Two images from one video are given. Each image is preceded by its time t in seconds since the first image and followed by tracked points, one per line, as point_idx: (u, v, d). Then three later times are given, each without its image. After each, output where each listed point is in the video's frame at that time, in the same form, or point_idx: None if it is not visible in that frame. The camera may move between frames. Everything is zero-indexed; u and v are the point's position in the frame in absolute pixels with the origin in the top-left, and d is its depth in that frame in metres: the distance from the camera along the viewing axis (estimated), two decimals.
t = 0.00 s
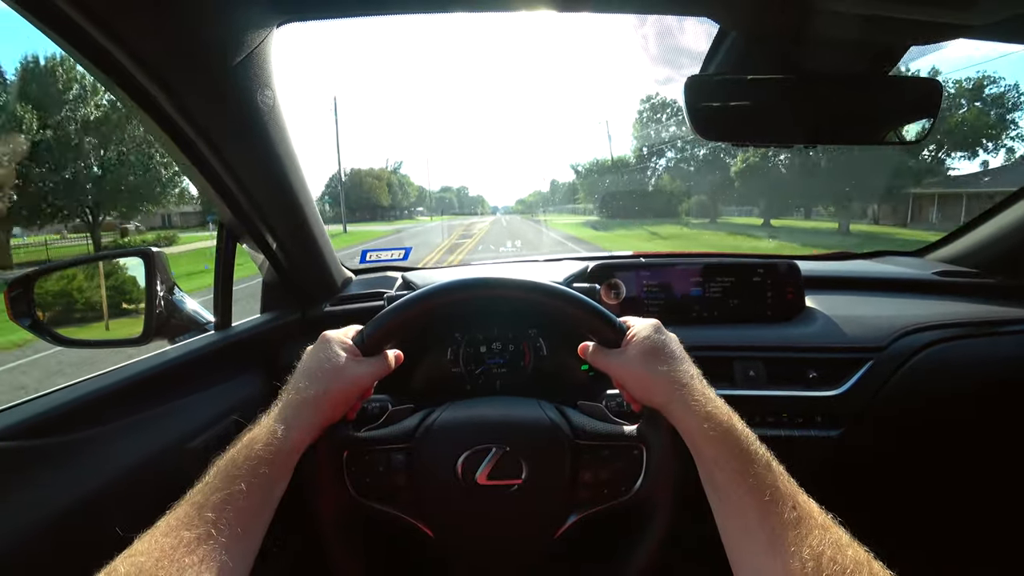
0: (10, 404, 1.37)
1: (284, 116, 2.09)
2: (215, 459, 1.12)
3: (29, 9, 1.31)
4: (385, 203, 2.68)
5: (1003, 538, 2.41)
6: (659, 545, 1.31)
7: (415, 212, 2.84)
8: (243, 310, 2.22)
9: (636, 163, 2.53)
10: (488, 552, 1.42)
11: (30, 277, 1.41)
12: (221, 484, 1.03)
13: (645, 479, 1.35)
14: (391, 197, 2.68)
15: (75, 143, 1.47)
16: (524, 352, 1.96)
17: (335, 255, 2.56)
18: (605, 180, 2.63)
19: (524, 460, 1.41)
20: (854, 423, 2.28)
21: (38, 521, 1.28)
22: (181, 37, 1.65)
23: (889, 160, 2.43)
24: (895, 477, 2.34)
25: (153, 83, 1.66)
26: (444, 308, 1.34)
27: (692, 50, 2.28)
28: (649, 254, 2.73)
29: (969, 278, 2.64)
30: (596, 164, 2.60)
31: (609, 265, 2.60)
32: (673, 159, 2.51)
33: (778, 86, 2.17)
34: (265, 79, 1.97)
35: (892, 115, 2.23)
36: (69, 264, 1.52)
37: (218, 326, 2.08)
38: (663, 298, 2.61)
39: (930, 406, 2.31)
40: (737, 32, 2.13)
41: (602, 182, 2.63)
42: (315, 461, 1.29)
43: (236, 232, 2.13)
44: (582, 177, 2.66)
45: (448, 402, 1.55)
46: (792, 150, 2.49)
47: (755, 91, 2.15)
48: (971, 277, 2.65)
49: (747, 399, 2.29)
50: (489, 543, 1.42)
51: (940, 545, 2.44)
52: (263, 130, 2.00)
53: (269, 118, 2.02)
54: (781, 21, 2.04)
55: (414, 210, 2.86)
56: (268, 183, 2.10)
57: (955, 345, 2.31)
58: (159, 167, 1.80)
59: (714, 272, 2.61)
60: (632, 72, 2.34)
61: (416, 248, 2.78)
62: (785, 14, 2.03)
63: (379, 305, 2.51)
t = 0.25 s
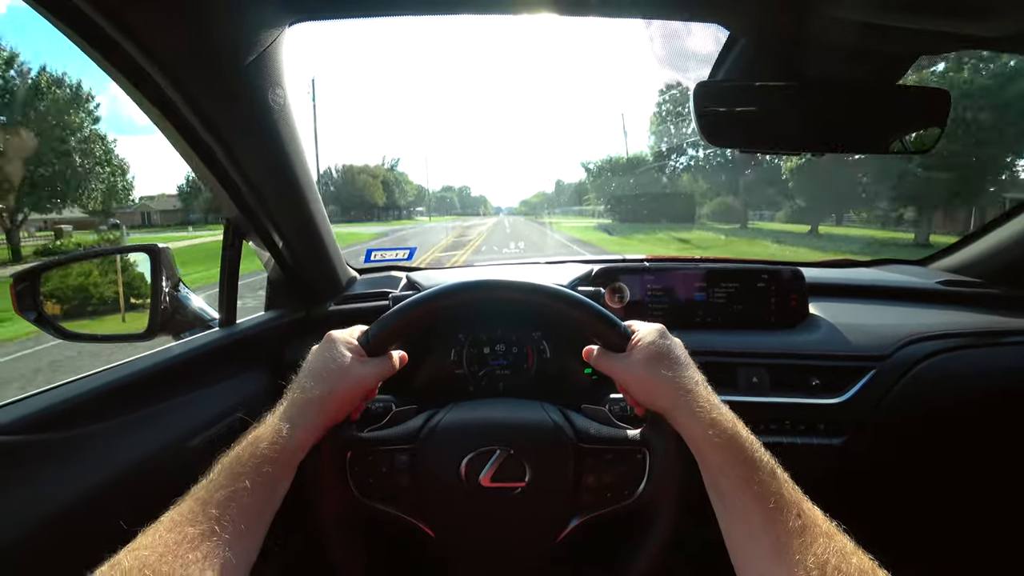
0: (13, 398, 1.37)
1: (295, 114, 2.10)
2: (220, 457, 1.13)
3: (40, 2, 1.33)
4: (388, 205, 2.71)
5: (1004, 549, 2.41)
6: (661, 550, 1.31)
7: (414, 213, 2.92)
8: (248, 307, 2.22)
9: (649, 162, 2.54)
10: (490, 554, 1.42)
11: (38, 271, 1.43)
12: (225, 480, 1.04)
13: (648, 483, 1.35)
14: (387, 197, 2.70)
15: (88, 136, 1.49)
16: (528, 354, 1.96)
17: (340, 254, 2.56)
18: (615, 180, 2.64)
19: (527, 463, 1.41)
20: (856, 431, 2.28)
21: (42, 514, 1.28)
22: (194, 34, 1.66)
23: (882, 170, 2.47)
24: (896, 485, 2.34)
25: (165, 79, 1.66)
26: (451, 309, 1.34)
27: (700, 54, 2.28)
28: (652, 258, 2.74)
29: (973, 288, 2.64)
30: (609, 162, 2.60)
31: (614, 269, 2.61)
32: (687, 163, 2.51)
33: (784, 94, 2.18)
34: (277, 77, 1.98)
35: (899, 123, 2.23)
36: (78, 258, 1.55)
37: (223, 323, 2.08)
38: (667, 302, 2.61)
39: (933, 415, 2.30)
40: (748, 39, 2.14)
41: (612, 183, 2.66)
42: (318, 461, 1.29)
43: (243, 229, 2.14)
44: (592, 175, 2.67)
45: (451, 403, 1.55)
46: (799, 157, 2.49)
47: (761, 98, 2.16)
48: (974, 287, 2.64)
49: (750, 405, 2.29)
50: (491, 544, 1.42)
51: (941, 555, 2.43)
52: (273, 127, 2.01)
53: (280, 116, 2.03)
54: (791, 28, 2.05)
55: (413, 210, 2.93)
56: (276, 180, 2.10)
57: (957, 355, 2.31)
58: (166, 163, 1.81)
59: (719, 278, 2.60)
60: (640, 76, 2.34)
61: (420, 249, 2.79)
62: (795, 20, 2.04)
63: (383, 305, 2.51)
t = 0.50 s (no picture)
0: (23, 394, 1.38)
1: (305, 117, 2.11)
2: (228, 450, 1.13)
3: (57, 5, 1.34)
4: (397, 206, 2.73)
5: (1009, 561, 2.39)
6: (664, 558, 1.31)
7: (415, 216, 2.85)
8: (254, 308, 2.23)
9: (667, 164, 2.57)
10: (493, 558, 1.43)
11: (45, 270, 1.47)
12: (234, 475, 1.04)
13: (653, 489, 1.35)
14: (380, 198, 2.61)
15: (80, 137, 1.52)
16: (533, 360, 1.97)
17: (347, 256, 2.57)
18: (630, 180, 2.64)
19: (532, 467, 1.41)
20: (860, 441, 2.27)
21: (48, 510, 1.29)
22: (207, 37, 1.67)
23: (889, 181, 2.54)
24: (901, 496, 2.33)
25: (178, 81, 1.68)
26: (458, 314, 1.35)
27: (705, 57, 2.26)
28: (658, 265, 2.74)
29: (979, 299, 2.63)
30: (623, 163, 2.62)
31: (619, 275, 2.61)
32: (696, 165, 2.57)
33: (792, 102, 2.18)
34: (290, 80, 1.99)
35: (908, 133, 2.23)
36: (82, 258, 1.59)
37: (229, 323, 2.08)
38: (671, 308, 2.62)
39: (938, 426, 2.30)
40: (757, 48, 2.15)
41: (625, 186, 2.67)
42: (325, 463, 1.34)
43: (251, 230, 2.15)
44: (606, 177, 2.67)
45: (456, 408, 1.55)
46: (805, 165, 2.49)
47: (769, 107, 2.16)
48: (982, 298, 2.63)
49: (754, 414, 2.29)
50: (494, 548, 1.42)
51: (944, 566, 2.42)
52: (284, 128, 2.02)
53: (291, 119, 2.04)
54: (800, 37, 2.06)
55: (413, 211, 2.87)
56: (287, 184, 2.12)
57: (963, 366, 2.30)
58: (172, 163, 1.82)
59: (724, 285, 2.60)
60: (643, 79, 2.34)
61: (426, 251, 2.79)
62: (804, 31, 2.05)
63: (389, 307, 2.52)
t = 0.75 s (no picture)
0: (20, 381, 1.37)
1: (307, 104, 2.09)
2: (223, 441, 1.11)
3: None
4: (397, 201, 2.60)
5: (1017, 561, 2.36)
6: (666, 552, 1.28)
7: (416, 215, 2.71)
8: (255, 298, 2.22)
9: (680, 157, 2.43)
10: (493, 550, 1.41)
11: (49, 258, 1.46)
12: (228, 467, 1.02)
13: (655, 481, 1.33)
14: (374, 194, 2.51)
15: (86, 134, 1.54)
16: (535, 351, 1.96)
17: (349, 247, 2.55)
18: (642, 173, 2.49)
19: (533, 459, 1.39)
20: (867, 437, 2.25)
21: (44, 497, 1.28)
22: (207, 20, 1.65)
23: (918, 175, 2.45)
24: (908, 492, 2.30)
25: (178, 65, 1.66)
26: (460, 301, 1.33)
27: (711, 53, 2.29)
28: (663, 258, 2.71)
29: (988, 294, 2.59)
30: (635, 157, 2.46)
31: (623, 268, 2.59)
32: (713, 158, 2.44)
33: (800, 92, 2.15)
34: (291, 65, 1.97)
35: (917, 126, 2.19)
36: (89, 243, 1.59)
37: (229, 314, 2.07)
38: (675, 303, 2.59)
39: (946, 422, 2.26)
40: (765, 35, 2.12)
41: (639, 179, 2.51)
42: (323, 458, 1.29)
43: (252, 220, 2.14)
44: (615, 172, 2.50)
45: (456, 399, 1.53)
46: (812, 158, 2.46)
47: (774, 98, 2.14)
48: (990, 294, 2.60)
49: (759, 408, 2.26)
50: (494, 541, 1.40)
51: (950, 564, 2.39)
52: (285, 116, 2.00)
53: (292, 105, 2.02)
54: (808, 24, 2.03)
55: (413, 208, 2.70)
56: (288, 172, 2.10)
57: (971, 362, 2.27)
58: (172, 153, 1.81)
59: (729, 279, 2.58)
60: (652, 74, 2.30)
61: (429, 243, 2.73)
62: (813, 18, 2.02)
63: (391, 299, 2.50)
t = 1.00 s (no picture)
0: (23, 383, 1.38)
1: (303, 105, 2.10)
2: (222, 442, 1.12)
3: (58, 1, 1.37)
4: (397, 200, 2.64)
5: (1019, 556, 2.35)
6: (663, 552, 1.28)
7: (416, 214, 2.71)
8: (255, 299, 2.23)
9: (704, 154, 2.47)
10: (491, 548, 1.41)
11: (47, 262, 1.46)
12: (228, 466, 1.03)
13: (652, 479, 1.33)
14: (361, 192, 2.51)
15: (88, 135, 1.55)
16: (534, 350, 1.96)
17: (348, 248, 2.57)
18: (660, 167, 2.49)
19: (532, 457, 1.40)
20: (867, 433, 2.24)
21: (45, 498, 1.28)
22: (202, 23, 1.66)
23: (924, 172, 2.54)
24: (908, 488, 2.30)
25: (175, 69, 1.66)
26: (456, 302, 1.33)
27: (711, 49, 2.28)
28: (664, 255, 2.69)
29: (987, 289, 2.59)
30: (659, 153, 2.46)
31: (621, 265, 2.59)
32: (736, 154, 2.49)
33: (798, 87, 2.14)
34: (284, 67, 1.98)
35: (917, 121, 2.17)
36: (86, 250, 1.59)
37: (230, 315, 2.08)
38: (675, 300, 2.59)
39: (945, 417, 2.26)
40: (761, 30, 2.12)
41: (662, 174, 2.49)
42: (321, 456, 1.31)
43: (250, 221, 2.15)
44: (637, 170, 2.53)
45: (455, 398, 1.53)
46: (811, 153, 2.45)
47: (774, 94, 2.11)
48: (989, 289, 2.59)
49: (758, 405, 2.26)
50: (492, 538, 1.41)
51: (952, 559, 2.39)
52: (280, 117, 2.01)
53: (287, 106, 2.03)
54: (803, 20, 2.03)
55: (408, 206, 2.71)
56: (285, 174, 2.11)
57: (970, 357, 2.27)
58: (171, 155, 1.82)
59: (728, 275, 2.58)
60: (651, 71, 2.30)
61: (429, 243, 2.74)
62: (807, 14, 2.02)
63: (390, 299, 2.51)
